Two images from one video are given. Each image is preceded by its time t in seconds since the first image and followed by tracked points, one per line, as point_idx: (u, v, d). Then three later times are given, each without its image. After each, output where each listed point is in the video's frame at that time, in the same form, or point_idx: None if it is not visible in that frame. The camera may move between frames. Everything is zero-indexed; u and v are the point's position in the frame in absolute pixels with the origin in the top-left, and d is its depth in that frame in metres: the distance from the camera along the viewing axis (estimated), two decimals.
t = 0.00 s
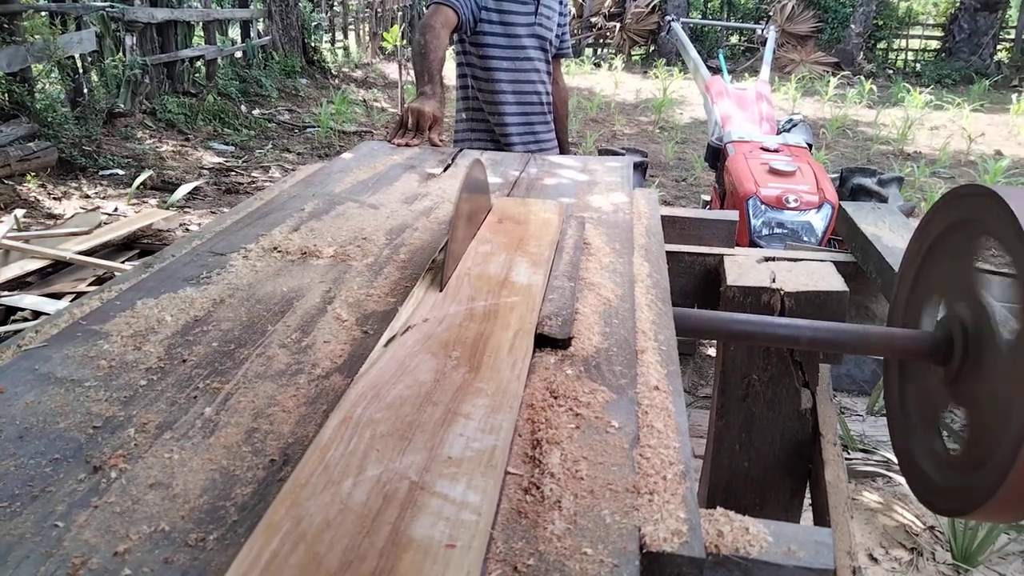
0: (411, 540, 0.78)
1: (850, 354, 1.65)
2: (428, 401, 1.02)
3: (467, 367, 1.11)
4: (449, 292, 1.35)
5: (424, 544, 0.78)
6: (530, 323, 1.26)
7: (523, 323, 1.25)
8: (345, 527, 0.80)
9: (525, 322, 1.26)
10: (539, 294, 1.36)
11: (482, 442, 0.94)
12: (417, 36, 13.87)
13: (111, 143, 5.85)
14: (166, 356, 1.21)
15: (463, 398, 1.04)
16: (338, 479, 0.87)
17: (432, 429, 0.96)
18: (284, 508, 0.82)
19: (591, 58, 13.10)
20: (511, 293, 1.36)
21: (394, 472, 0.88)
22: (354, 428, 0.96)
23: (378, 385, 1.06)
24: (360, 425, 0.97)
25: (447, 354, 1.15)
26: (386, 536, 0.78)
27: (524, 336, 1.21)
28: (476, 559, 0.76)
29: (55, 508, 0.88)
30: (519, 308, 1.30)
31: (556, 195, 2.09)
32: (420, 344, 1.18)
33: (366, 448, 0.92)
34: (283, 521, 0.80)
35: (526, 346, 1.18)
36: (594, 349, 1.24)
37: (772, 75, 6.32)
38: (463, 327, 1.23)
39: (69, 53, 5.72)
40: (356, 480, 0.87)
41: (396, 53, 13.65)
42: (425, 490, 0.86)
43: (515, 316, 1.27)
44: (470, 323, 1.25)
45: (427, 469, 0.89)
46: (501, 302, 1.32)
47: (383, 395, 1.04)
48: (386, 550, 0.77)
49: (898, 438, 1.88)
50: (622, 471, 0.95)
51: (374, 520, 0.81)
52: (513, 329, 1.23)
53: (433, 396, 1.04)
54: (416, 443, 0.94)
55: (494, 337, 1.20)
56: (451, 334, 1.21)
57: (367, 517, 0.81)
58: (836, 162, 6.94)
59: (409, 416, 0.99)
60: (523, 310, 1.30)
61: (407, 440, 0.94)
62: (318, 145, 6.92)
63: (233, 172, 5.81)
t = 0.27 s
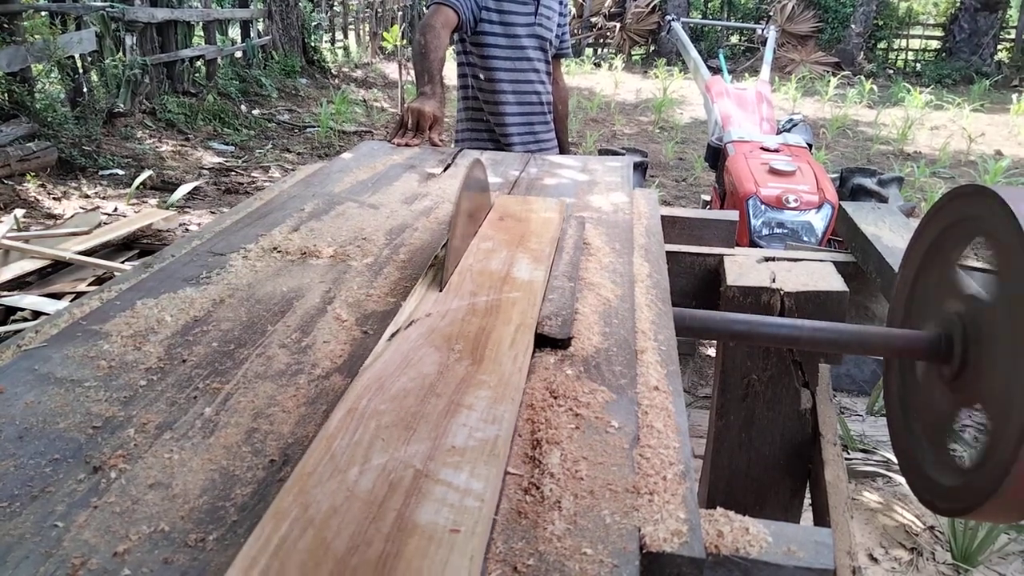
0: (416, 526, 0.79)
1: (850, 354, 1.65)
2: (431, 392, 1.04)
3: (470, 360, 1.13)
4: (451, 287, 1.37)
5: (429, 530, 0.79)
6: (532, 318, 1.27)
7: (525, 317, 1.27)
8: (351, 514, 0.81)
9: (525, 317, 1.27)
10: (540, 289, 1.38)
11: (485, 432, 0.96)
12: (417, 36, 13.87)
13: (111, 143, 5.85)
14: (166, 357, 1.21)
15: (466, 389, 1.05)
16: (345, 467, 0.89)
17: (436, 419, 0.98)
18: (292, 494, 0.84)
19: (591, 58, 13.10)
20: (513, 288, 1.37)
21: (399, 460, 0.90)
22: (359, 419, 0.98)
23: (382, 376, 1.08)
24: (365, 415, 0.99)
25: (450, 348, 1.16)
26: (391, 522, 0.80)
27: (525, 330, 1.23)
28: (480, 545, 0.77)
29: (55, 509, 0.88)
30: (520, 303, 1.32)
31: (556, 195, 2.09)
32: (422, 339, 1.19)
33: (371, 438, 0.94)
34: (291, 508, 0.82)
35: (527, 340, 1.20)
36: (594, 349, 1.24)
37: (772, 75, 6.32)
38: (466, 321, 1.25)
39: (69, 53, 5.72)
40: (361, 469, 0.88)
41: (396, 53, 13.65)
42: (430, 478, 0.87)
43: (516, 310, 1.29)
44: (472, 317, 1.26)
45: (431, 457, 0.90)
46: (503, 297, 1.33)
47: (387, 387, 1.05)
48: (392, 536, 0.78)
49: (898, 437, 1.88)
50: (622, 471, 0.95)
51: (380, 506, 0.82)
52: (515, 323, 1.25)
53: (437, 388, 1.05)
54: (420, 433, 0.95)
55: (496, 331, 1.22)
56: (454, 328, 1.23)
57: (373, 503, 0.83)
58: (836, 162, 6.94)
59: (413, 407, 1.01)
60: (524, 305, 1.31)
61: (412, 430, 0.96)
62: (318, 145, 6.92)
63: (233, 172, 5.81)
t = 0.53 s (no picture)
0: (423, 508, 0.82)
1: (850, 354, 1.65)
2: (436, 381, 1.06)
3: (473, 351, 1.15)
4: (454, 281, 1.39)
5: (435, 510, 0.81)
6: (533, 311, 1.30)
7: (527, 310, 1.29)
8: (360, 495, 0.83)
9: (527, 310, 1.29)
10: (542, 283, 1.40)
11: (488, 420, 0.98)
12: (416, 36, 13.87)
13: (112, 143, 5.85)
14: (166, 357, 1.21)
15: (470, 378, 1.08)
16: (352, 451, 0.91)
17: (441, 407, 1.00)
18: (302, 477, 0.86)
19: (591, 58, 13.10)
20: (515, 282, 1.39)
21: (405, 446, 0.92)
22: (366, 406, 1.00)
23: (388, 366, 1.10)
24: (372, 403, 1.01)
25: (453, 339, 1.18)
26: (398, 503, 0.82)
27: (527, 322, 1.25)
28: (483, 526, 0.80)
29: (54, 508, 0.88)
30: (523, 296, 1.34)
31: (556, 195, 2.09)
32: (426, 330, 1.21)
33: (378, 425, 0.96)
34: (301, 489, 0.84)
35: (528, 332, 1.22)
36: (594, 349, 1.24)
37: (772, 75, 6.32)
38: (469, 314, 1.27)
39: (69, 53, 5.72)
40: (369, 453, 0.91)
41: (396, 53, 13.64)
42: (435, 462, 0.89)
43: (519, 303, 1.31)
44: (475, 310, 1.28)
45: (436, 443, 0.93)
46: (505, 290, 1.36)
47: (393, 375, 1.08)
48: (399, 516, 0.80)
49: (897, 436, 1.88)
50: (622, 471, 0.95)
51: (387, 488, 0.85)
52: (518, 315, 1.27)
53: (441, 377, 1.07)
54: (425, 420, 0.97)
55: (499, 323, 1.24)
56: (457, 321, 1.25)
57: (381, 485, 0.85)
58: (836, 162, 6.94)
59: (418, 396, 1.03)
60: (526, 298, 1.34)
61: (418, 417, 0.98)
62: (318, 145, 6.92)
63: (233, 172, 5.81)
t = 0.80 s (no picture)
0: (428, 491, 0.84)
1: (850, 354, 1.65)
2: (440, 371, 1.08)
3: (475, 343, 1.16)
4: (456, 274, 1.40)
5: (440, 494, 0.83)
6: (535, 306, 1.31)
7: (529, 304, 1.31)
8: (367, 480, 0.86)
9: (529, 304, 1.31)
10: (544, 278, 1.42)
11: (491, 408, 1.00)
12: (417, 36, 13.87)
13: (112, 143, 5.85)
14: (166, 357, 1.20)
15: (473, 368, 1.09)
16: (359, 438, 0.93)
17: (445, 395, 1.02)
18: (311, 463, 0.88)
19: (591, 58, 13.10)
20: (517, 277, 1.40)
21: (410, 433, 0.94)
22: (372, 395, 1.02)
23: (393, 356, 1.12)
24: (378, 392, 1.03)
25: (457, 332, 1.20)
26: (404, 487, 0.84)
27: (529, 317, 1.26)
28: (487, 509, 0.82)
29: (54, 509, 0.88)
30: (524, 291, 1.35)
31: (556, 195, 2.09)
32: (429, 323, 1.23)
33: (383, 413, 0.98)
34: (310, 475, 0.86)
35: (529, 327, 1.23)
36: (594, 349, 1.24)
37: (773, 75, 6.32)
38: (472, 308, 1.28)
39: (69, 53, 5.72)
40: (375, 440, 0.93)
41: (396, 53, 13.63)
42: (440, 448, 0.91)
43: (520, 298, 1.32)
44: (478, 303, 1.30)
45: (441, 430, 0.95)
46: (508, 285, 1.37)
47: (398, 365, 1.09)
48: (405, 499, 0.83)
49: (897, 435, 1.88)
50: (622, 471, 0.95)
51: (393, 473, 0.87)
52: (519, 310, 1.28)
53: (445, 367, 1.09)
54: (430, 408, 0.99)
55: (501, 317, 1.25)
56: (460, 314, 1.26)
57: (387, 470, 0.87)
58: (836, 162, 6.94)
59: (423, 385, 1.04)
60: (528, 292, 1.35)
61: (423, 405, 1.00)
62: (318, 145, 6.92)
63: (233, 172, 5.81)
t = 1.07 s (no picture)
0: (437, 466, 0.89)
1: (849, 354, 1.65)
2: (448, 356, 1.13)
3: (481, 331, 1.21)
4: (462, 266, 1.45)
5: (449, 468, 0.88)
6: (539, 295, 1.35)
7: (532, 293, 1.35)
8: (380, 455, 0.90)
9: (532, 293, 1.35)
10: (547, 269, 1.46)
11: (496, 390, 1.04)
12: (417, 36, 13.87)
13: (112, 143, 5.85)
14: (166, 356, 1.21)
15: (480, 354, 1.14)
16: (371, 417, 0.97)
17: (452, 378, 1.07)
18: (326, 439, 0.93)
19: (592, 58, 13.10)
20: (520, 268, 1.45)
21: (420, 412, 0.99)
22: (383, 378, 1.06)
23: (402, 343, 1.16)
24: (388, 375, 1.07)
25: (463, 320, 1.24)
26: (415, 462, 0.89)
27: (532, 305, 1.31)
28: (494, 481, 0.87)
29: (54, 508, 0.88)
30: (528, 281, 1.40)
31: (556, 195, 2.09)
32: (437, 311, 1.27)
33: (394, 395, 1.02)
34: (325, 451, 0.91)
35: (533, 314, 1.28)
36: (594, 349, 1.24)
37: (773, 74, 6.32)
38: (477, 297, 1.33)
39: (70, 53, 5.73)
40: (387, 419, 0.97)
41: (396, 53, 13.62)
42: (449, 426, 0.96)
43: (524, 287, 1.37)
44: (483, 293, 1.34)
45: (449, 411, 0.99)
46: (512, 275, 1.41)
47: (407, 351, 1.14)
48: (416, 473, 0.87)
49: (897, 434, 1.89)
50: (622, 471, 0.95)
51: (405, 449, 0.91)
52: (523, 299, 1.33)
53: (453, 353, 1.14)
54: (438, 390, 1.04)
55: (506, 305, 1.30)
56: (467, 303, 1.30)
57: (399, 447, 0.92)
58: (836, 162, 6.94)
59: (432, 369, 1.09)
60: (531, 282, 1.39)
61: (431, 387, 1.05)
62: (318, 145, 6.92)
63: (233, 172, 5.81)
